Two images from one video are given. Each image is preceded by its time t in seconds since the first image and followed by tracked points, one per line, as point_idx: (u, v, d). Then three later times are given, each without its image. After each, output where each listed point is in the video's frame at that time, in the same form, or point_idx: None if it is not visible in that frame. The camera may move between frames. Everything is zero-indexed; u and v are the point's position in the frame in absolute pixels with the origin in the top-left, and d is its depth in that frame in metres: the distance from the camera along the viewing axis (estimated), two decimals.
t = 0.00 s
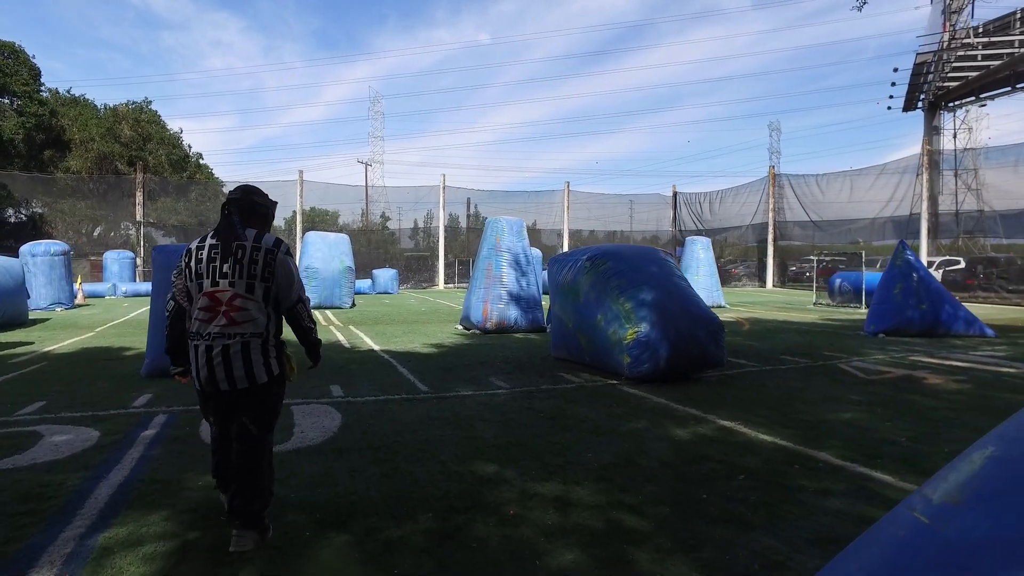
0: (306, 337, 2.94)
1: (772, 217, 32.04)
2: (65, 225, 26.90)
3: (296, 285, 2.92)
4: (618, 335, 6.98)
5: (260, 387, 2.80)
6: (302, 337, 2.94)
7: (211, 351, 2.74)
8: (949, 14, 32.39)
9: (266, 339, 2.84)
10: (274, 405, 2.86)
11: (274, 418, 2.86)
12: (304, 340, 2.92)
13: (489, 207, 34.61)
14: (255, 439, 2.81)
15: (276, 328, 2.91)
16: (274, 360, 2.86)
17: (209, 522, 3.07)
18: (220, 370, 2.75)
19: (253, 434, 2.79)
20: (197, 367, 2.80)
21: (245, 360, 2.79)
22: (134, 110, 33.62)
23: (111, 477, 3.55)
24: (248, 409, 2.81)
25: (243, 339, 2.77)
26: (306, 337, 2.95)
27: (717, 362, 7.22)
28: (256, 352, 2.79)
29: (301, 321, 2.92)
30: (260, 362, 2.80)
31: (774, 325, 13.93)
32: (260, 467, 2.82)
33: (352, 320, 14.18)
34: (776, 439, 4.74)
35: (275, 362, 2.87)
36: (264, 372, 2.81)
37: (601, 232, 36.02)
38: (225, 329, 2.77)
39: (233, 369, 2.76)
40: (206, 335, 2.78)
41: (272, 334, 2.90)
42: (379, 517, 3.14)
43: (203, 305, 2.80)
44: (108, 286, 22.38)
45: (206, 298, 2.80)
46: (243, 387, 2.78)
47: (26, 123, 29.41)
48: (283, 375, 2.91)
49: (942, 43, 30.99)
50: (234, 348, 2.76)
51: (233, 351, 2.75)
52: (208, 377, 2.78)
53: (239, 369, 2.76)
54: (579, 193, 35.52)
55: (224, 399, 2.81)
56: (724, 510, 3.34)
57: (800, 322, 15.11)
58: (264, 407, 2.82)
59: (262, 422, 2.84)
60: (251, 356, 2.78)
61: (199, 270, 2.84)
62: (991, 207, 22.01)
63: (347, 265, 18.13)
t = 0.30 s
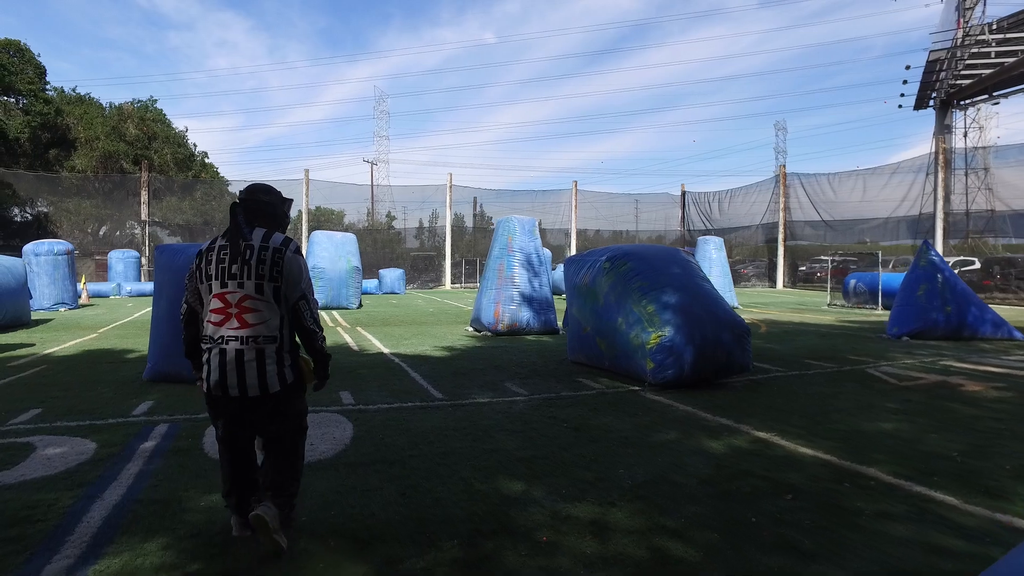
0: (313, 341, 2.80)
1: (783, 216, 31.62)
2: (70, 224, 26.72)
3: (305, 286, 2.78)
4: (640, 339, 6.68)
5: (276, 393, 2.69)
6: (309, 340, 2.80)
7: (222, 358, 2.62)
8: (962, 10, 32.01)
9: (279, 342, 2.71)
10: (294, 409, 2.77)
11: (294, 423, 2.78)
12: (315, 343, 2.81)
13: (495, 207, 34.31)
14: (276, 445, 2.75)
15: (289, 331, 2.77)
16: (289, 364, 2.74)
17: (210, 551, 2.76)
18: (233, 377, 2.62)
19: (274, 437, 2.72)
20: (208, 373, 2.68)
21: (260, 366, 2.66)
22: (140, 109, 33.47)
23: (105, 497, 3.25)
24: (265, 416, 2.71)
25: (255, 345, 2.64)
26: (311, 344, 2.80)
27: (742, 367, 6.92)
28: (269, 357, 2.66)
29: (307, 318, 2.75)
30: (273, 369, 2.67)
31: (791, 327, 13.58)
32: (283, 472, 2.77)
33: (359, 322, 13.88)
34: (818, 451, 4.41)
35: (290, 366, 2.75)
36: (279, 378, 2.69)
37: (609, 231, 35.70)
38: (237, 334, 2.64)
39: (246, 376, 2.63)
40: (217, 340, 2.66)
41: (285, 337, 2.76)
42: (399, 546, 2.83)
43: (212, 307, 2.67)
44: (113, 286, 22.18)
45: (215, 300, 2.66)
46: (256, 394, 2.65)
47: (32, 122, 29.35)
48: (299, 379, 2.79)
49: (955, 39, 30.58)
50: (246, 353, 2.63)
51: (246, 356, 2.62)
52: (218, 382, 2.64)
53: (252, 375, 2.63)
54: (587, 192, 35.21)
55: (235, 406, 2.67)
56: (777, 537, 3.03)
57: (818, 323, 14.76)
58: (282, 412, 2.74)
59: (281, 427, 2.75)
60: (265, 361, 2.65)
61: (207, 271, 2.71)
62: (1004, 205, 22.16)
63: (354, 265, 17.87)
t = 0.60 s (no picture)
0: (339, 348, 2.66)
1: (796, 215, 31.18)
2: (78, 223, 26.56)
3: (333, 285, 2.68)
4: (668, 341, 6.38)
5: (307, 392, 2.66)
6: (336, 349, 2.66)
7: (251, 353, 2.62)
8: (977, 6, 31.53)
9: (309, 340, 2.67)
10: (328, 407, 2.77)
11: (331, 420, 2.80)
12: (347, 345, 2.69)
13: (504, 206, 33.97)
14: (314, 443, 2.78)
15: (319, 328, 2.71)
16: (322, 364, 2.69)
17: None
18: (264, 375, 2.60)
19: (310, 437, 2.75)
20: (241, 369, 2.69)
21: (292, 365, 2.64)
22: (148, 108, 33.35)
23: (104, 515, 2.98)
24: (298, 414, 2.68)
25: (286, 340, 2.63)
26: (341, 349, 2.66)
27: (775, 370, 6.59)
28: (299, 356, 2.62)
29: (327, 324, 2.60)
30: (305, 366, 2.64)
31: (811, 328, 13.23)
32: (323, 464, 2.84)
33: (369, 322, 13.60)
34: (872, 463, 4.07)
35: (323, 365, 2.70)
36: (312, 378, 2.65)
37: (619, 231, 35.35)
38: (266, 329, 2.63)
39: (275, 372, 2.60)
40: (249, 334, 2.66)
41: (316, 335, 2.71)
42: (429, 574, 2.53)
43: (242, 302, 2.67)
44: (120, 286, 21.99)
45: (245, 295, 2.66)
46: (288, 393, 2.61)
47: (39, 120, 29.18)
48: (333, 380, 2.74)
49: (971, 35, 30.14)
50: (275, 349, 2.62)
51: (276, 353, 2.60)
52: (248, 380, 2.60)
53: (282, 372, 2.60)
54: (596, 191, 34.89)
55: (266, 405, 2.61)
56: (848, 564, 2.70)
57: (838, 324, 14.38)
58: (318, 411, 2.74)
59: (316, 425, 2.76)
60: (296, 360, 2.62)
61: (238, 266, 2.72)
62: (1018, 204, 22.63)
63: (363, 265, 17.61)
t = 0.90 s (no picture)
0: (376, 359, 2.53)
1: (807, 215, 30.69)
2: (82, 223, 26.32)
3: (375, 288, 2.53)
4: (694, 344, 6.07)
5: (340, 401, 2.54)
6: (379, 357, 2.53)
7: (290, 357, 2.57)
8: (991, 2, 31.05)
9: (345, 345, 2.55)
10: (364, 415, 2.60)
11: (366, 432, 2.62)
12: (386, 354, 2.54)
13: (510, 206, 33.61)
14: (346, 450, 2.59)
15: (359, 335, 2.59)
16: (359, 370, 2.56)
17: None
18: (302, 380, 2.53)
19: (344, 447, 2.58)
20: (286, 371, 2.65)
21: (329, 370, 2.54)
22: (153, 106, 33.15)
23: (93, 540, 2.68)
24: (334, 420, 2.57)
25: (321, 345, 2.53)
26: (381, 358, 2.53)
27: (806, 375, 6.27)
28: (335, 361, 2.52)
29: (368, 330, 2.46)
30: (340, 372, 2.53)
31: (829, 329, 12.88)
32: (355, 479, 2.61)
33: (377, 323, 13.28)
34: (929, 479, 3.73)
35: (360, 372, 2.57)
36: (348, 383, 2.54)
37: (627, 231, 34.97)
38: (306, 332, 2.56)
39: (309, 378, 2.53)
40: (290, 337, 2.61)
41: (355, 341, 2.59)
42: None
43: (282, 304, 2.61)
44: (125, 286, 21.77)
45: (285, 297, 2.59)
46: (324, 399, 2.53)
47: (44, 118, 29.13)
48: (371, 387, 2.61)
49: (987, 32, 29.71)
50: (310, 353, 2.54)
51: (311, 357, 2.51)
52: (290, 383, 2.57)
53: (316, 378, 2.52)
54: (603, 191, 34.54)
55: (304, 409, 2.57)
56: None
57: (857, 325, 14.02)
58: (352, 418, 2.58)
59: (352, 433, 2.59)
60: (331, 365, 2.53)
61: (278, 266, 2.65)
62: None
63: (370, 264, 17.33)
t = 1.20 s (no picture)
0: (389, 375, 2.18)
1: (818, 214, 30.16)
2: (86, 222, 26.10)
3: (394, 295, 2.19)
4: (723, 350, 5.73)
5: (352, 416, 2.26)
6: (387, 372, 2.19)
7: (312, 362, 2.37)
8: None
9: (361, 356, 2.27)
10: (379, 435, 2.28)
11: (384, 454, 2.29)
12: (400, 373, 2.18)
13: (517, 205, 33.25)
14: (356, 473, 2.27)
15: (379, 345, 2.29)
16: (374, 384, 2.26)
17: None
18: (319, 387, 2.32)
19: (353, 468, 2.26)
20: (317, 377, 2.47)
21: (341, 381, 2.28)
22: (157, 105, 32.92)
23: None
24: (346, 435, 2.29)
25: (334, 353, 2.29)
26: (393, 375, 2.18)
27: (841, 384, 5.88)
28: (348, 372, 2.25)
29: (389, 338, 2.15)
30: (350, 385, 2.25)
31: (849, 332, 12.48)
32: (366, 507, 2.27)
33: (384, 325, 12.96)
34: (1000, 505, 3.37)
35: (375, 388, 2.26)
36: (358, 397, 2.24)
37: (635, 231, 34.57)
38: (327, 339, 2.33)
39: (323, 386, 2.30)
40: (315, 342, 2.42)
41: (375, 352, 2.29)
42: None
43: (313, 307, 2.43)
44: (128, 286, 21.54)
45: (314, 299, 2.41)
46: (336, 410, 2.27)
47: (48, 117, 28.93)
48: (390, 405, 2.29)
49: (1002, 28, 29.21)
50: (325, 361, 2.31)
51: (324, 365, 2.29)
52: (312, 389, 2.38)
53: (328, 388, 2.28)
54: (611, 190, 34.18)
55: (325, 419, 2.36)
56: None
57: (877, 327, 13.62)
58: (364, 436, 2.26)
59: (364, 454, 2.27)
60: (342, 376, 2.26)
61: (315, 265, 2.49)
62: None
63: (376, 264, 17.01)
